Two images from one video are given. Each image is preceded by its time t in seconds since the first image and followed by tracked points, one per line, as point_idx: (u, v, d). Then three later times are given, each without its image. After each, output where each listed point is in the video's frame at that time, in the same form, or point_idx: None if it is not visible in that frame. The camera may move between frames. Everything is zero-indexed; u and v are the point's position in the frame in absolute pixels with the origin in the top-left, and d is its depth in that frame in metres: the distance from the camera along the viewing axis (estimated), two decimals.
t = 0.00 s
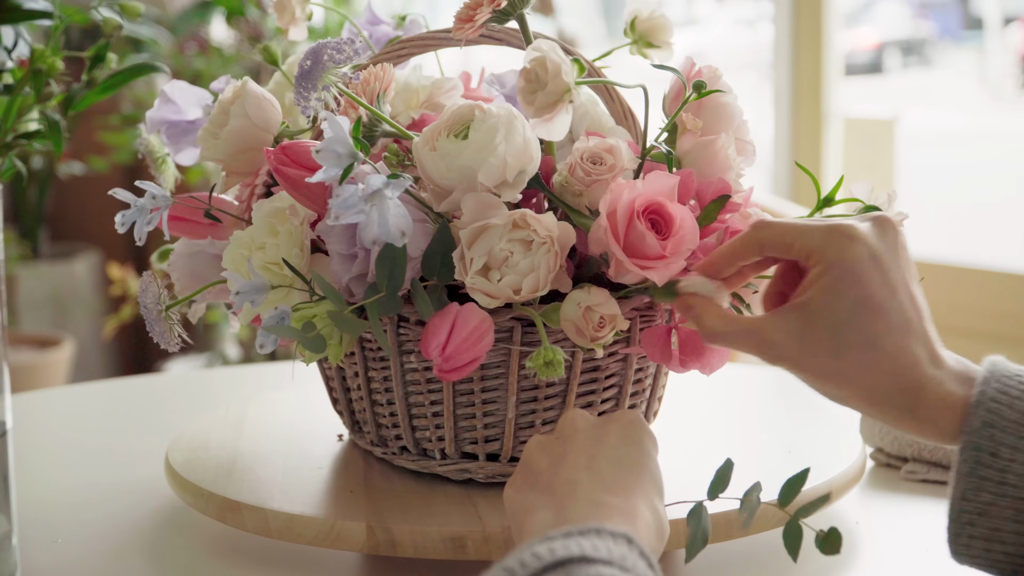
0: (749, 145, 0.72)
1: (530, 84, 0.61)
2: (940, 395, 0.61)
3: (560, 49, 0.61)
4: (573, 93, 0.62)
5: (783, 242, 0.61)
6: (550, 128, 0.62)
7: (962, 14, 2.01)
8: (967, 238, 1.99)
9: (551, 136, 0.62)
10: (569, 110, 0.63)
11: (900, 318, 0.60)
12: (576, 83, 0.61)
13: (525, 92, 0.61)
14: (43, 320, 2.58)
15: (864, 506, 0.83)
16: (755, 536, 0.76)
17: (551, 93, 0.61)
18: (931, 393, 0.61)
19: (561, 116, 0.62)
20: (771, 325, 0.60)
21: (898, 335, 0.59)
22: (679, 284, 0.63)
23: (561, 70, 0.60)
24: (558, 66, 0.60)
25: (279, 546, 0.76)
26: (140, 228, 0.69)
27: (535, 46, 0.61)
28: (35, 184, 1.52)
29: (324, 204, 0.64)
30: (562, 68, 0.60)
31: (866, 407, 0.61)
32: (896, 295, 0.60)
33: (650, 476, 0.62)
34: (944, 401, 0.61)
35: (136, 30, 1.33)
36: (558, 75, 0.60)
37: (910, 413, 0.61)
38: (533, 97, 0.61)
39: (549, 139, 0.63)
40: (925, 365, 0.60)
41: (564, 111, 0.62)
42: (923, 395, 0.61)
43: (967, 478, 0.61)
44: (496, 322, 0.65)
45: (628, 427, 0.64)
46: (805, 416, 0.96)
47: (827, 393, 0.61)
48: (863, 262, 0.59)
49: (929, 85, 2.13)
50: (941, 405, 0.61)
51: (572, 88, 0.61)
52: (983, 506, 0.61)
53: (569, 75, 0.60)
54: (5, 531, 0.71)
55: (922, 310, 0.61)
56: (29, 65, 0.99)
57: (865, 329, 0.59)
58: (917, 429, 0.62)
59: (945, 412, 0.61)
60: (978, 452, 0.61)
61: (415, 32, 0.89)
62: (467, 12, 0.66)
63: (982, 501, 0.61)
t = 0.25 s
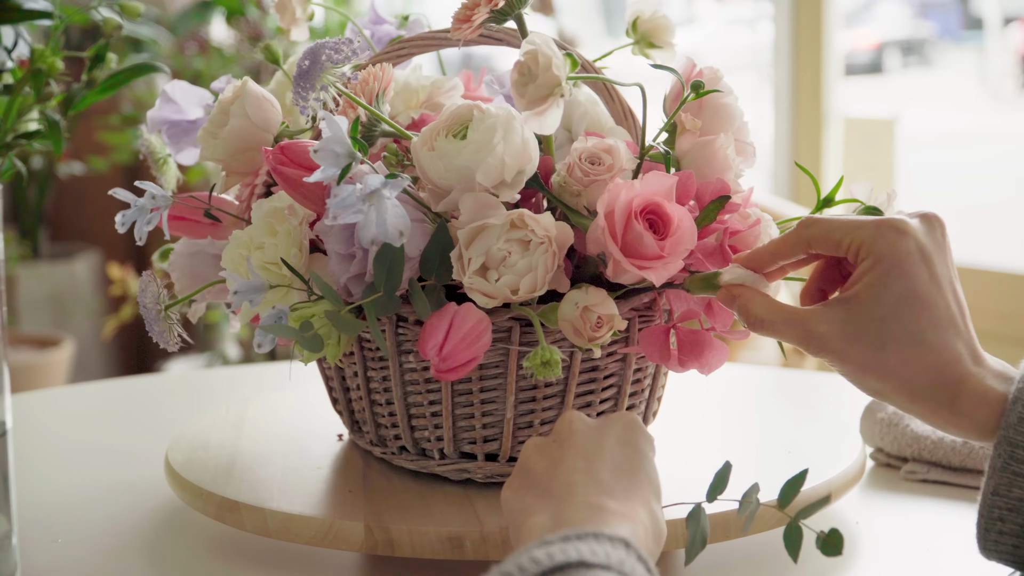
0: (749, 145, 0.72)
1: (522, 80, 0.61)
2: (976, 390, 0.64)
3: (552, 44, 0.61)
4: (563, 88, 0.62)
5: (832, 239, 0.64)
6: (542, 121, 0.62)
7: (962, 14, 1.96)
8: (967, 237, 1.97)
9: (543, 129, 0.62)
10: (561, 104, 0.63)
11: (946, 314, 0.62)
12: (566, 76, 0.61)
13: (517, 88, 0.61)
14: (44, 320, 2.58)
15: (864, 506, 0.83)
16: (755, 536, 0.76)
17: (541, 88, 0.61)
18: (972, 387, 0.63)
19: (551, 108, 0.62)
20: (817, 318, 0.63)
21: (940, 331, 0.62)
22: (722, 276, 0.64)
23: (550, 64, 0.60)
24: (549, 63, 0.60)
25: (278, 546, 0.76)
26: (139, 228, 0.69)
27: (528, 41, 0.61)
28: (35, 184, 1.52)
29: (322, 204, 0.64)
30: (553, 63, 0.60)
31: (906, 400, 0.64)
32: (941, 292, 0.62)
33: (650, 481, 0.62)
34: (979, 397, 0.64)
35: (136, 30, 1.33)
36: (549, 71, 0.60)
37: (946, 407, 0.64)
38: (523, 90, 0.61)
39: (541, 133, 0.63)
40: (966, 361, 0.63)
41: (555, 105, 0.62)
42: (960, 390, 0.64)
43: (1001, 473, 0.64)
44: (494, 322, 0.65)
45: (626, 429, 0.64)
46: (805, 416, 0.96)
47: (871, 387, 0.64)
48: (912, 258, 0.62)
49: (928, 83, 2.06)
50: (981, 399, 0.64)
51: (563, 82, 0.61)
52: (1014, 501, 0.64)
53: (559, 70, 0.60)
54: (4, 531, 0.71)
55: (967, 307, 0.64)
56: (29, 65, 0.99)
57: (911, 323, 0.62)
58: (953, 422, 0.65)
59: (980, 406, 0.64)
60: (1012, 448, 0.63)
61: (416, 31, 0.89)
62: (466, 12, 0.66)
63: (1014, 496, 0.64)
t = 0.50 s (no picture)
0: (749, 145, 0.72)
1: (523, 83, 0.61)
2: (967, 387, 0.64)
3: (553, 48, 0.61)
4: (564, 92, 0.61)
5: (825, 237, 0.64)
6: (543, 126, 0.63)
7: (962, 14, 1.96)
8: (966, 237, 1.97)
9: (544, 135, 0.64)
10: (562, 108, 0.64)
11: (938, 313, 0.63)
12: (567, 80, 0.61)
13: (517, 91, 0.61)
14: (44, 320, 2.58)
15: (864, 506, 0.83)
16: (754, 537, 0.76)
17: (542, 94, 0.61)
18: (964, 384, 0.64)
19: (552, 113, 0.62)
20: (810, 312, 0.63)
21: (933, 329, 0.63)
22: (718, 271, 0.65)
23: (550, 67, 0.60)
24: (550, 66, 0.60)
25: (278, 546, 0.76)
26: (139, 228, 0.69)
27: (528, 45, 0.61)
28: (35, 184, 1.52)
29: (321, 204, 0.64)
30: (554, 68, 0.60)
31: (899, 396, 0.65)
32: (934, 291, 0.62)
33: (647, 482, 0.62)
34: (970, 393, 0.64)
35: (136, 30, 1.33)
36: (550, 74, 0.60)
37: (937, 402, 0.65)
38: (524, 97, 0.61)
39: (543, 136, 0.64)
40: (957, 358, 0.64)
41: (557, 109, 0.62)
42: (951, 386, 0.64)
43: (995, 470, 0.65)
44: (493, 322, 0.65)
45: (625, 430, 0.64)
46: (804, 416, 0.96)
47: (863, 381, 0.65)
48: (905, 257, 0.62)
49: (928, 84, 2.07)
50: (974, 397, 0.64)
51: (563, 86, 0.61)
52: (1008, 499, 0.65)
53: (559, 73, 0.60)
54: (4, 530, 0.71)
55: (960, 306, 0.64)
56: (29, 65, 0.99)
57: (905, 322, 0.62)
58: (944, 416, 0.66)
59: (971, 403, 0.64)
60: (1005, 446, 0.64)
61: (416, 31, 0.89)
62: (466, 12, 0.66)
63: (1007, 494, 0.65)
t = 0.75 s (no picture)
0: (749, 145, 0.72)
1: (522, 83, 0.61)
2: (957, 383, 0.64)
3: (554, 48, 0.61)
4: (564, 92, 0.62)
5: (810, 237, 0.64)
6: (543, 126, 0.63)
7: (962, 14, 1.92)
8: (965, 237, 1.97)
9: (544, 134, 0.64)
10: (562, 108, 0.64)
11: (925, 307, 0.63)
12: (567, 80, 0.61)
13: (518, 91, 0.61)
14: (44, 320, 2.58)
15: (864, 506, 0.83)
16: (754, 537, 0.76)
17: (543, 92, 0.61)
18: (953, 379, 0.64)
19: (552, 113, 0.62)
20: (798, 309, 0.63)
21: (920, 324, 0.63)
22: (704, 272, 0.65)
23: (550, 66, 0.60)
24: (551, 65, 0.60)
25: (278, 546, 0.76)
26: (139, 228, 0.69)
27: (529, 44, 0.62)
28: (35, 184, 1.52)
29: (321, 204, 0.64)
30: (554, 68, 0.60)
31: (889, 392, 0.64)
32: (920, 286, 0.63)
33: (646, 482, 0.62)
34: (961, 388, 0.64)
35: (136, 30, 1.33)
36: (550, 74, 0.60)
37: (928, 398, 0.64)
38: (525, 96, 0.61)
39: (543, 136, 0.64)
40: (945, 354, 0.64)
41: (558, 109, 0.62)
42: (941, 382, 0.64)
43: (988, 468, 0.65)
44: (493, 321, 0.65)
45: (625, 431, 0.64)
46: (804, 416, 0.96)
47: (852, 378, 0.64)
48: (889, 253, 0.62)
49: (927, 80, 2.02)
50: (963, 391, 0.64)
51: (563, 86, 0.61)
52: (1001, 496, 0.65)
53: (559, 72, 0.60)
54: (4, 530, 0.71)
55: (946, 302, 0.64)
56: (29, 65, 0.99)
57: (891, 317, 0.62)
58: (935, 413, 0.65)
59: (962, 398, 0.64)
60: (998, 443, 0.64)
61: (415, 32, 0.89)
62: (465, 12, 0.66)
63: (1001, 491, 0.65)
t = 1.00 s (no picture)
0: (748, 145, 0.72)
1: (520, 82, 0.61)
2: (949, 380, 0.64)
3: (551, 47, 0.61)
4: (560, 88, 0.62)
5: (796, 240, 0.64)
6: (540, 122, 0.63)
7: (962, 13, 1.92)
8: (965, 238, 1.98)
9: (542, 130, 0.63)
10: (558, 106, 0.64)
11: (914, 304, 0.63)
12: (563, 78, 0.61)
13: (515, 89, 0.61)
14: (44, 319, 2.58)
15: (864, 506, 0.83)
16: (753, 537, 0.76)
17: (539, 89, 0.61)
18: (945, 376, 0.64)
19: (549, 111, 0.62)
20: (788, 311, 0.63)
21: (910, 321, 0.63)
22: (696, 280, 0.65)
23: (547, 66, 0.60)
24: (547, 63, 0.60)
25: (278, 545, 0.76)
26: (139, 228, 0.69)
27: (527, 43, 0.62)
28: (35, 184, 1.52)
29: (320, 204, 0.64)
30: (550, 64, 0.60)
31: (881, 391, 0.64)
32: (909, 282, 0.63)
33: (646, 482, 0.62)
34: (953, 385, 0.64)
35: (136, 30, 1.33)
36: (547, 72, 0.60)
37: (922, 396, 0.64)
38: (521, 92, 0.61)
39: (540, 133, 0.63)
40: (936, 350, 0.64)
41: (552, 106, 0.62)
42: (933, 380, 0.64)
43: (984, 467, 0.65)
44: (493, 322, 0.65)
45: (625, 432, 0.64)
46: (803, 416, 0.96)
47: (844, 377, 0.64)
48: (876, 252, 0.62)
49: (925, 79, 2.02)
50: (955, 387, 0.64)
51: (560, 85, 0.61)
52: (997, 495, 0.65)
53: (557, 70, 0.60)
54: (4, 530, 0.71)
55: (935, 297, 0.64)
56: (29, 65, 0.99)
57: (881, 315, 0.62)
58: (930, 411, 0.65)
59: (955, 395, 0.64)
60: (993, 442, 0.64)
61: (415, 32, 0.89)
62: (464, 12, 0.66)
63: (997, 490, 0.65)
